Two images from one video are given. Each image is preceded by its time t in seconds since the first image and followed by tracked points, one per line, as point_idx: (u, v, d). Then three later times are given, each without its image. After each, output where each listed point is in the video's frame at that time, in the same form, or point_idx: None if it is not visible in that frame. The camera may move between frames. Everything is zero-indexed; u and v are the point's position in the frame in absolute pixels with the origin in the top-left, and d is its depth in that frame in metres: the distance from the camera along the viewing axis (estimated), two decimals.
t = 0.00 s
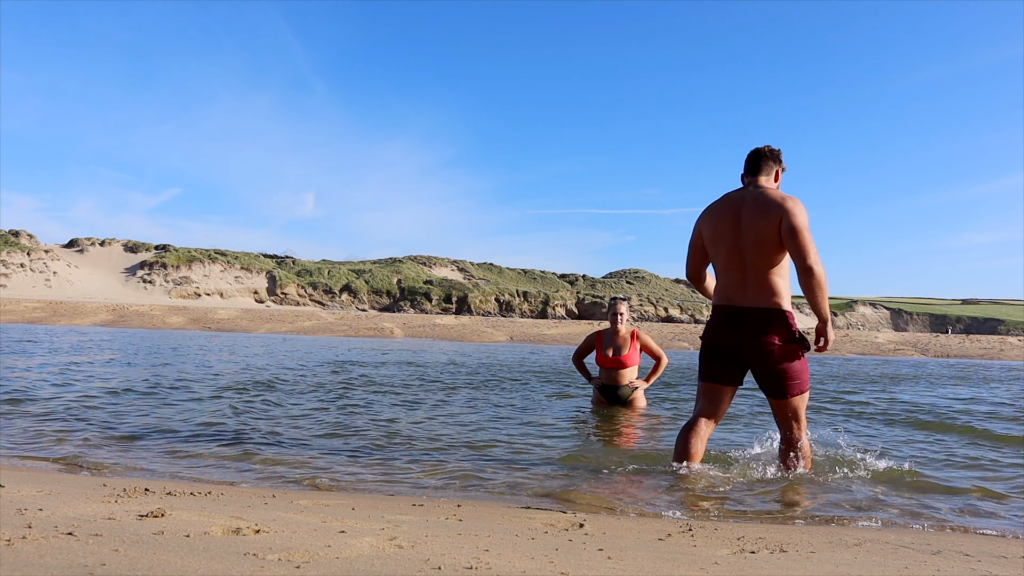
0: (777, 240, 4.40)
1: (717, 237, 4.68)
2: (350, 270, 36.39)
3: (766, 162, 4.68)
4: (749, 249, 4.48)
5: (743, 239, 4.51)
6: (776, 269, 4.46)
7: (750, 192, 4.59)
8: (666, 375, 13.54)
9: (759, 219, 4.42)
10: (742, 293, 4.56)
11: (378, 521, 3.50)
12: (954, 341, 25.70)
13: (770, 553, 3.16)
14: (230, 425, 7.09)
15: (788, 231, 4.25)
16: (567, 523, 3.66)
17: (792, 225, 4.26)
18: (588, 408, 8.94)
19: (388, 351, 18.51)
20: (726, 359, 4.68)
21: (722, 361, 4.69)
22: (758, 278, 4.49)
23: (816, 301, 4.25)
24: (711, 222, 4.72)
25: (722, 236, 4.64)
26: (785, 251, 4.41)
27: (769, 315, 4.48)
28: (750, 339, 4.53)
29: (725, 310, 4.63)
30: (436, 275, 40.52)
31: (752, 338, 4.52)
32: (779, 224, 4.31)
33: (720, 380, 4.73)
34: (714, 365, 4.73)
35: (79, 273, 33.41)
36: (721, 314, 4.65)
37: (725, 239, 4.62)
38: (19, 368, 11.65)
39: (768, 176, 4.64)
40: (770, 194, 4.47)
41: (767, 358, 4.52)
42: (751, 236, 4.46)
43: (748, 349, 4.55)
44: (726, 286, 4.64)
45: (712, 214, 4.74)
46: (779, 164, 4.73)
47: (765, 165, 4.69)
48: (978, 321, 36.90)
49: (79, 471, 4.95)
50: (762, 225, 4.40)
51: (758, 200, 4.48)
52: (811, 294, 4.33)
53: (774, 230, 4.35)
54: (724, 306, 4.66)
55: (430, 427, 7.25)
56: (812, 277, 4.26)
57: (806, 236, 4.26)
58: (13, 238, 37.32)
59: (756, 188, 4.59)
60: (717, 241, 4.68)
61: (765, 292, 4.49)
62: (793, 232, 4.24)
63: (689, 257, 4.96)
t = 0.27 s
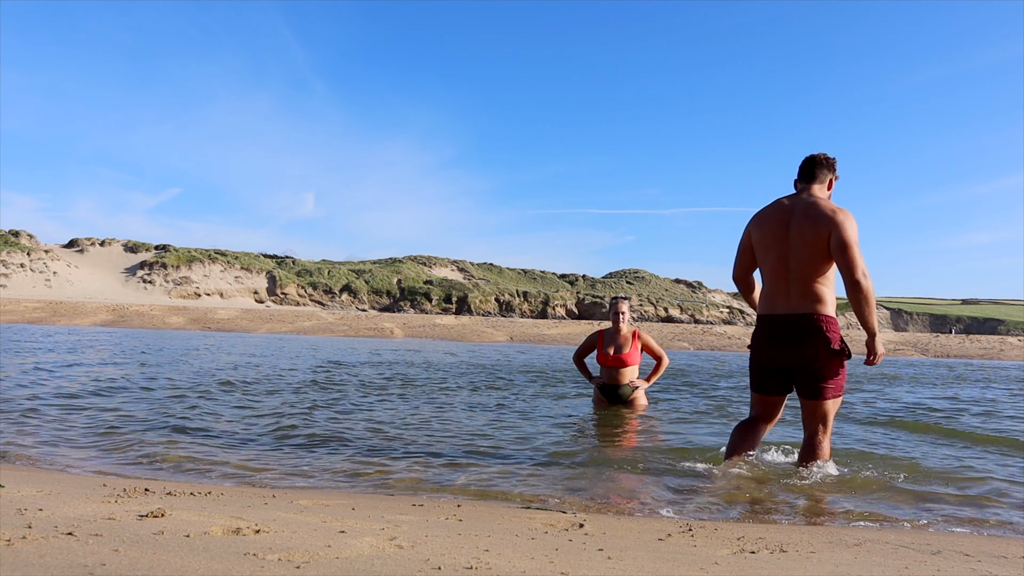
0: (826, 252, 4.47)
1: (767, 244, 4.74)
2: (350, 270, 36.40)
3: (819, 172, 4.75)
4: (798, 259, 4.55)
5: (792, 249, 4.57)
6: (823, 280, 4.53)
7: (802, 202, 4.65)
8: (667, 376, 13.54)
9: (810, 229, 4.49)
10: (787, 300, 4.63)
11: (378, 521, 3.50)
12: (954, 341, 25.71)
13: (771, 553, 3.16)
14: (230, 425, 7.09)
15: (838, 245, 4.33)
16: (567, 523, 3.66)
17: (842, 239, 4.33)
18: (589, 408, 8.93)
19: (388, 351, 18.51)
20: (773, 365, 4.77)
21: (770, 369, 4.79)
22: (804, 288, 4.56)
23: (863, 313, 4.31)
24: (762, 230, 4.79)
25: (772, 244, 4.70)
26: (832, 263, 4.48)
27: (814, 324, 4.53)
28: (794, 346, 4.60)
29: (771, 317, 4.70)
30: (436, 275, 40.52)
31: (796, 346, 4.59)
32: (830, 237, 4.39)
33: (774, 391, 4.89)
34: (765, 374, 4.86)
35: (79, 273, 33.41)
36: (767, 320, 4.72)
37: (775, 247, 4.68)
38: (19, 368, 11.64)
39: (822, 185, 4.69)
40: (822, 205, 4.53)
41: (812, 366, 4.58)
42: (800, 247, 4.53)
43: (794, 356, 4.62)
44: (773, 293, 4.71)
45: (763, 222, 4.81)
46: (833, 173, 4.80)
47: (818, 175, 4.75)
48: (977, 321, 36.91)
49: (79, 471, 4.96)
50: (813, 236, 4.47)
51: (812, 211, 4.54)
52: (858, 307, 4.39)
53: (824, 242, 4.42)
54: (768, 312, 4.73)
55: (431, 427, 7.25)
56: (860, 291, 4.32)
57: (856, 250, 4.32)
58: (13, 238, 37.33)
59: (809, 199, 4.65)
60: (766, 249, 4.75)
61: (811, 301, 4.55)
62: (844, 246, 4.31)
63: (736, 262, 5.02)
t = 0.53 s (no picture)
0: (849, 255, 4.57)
1: (792, 248, 4.87)
2: (350, 270, 36.40)
3: (843, 178, 4.85)
4: (821, 261, 4.66)
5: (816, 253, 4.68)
6: (846, 282, 4.63)
7: (826, 207, 4.76)
8: (667, 376, 13.53)
9: (832, 233, 4.60)
10: (810, 301, 4.74)
11: (378, 521, 3.50)
12: (954, 341, 25.71)
13: (770, 553, 3.16)
14: (231, 425, 7.09)
15: (860, 249, 4.43)
16: (567, 523, 3.66)
17: (864, 243, 4.43)
18: (588, 408, 8.93)
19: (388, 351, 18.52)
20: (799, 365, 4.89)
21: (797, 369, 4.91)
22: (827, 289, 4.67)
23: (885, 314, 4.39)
24: (787, 234, 4.92)
25: (796, 248, 4.83)
26: (855, 265, 4.58)
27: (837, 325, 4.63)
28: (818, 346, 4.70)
29: (795, 318, 4.82)
30: (436, 275, 40.51)
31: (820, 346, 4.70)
32: (852, 241, 4.49)
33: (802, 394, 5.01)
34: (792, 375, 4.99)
35: (79, 273, 33.41)
36: (792, 321, 4.85)
37: (799, 250, 4.80)
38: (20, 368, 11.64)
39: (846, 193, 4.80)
40: (846, 210, 4.63)
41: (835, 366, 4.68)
42: (823, 250, 4.64)
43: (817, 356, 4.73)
44: (798, 295, 4.83)
45: (787, 226, 4.94)
46: (857, 178, 4.90)
47: (843, 181, 4.86)
48: (977, 321, 36.92)
49: (79, 471, 4.96)
50: (835, 240, 4.58)
51: (835, 215, 4.65)
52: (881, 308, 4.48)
53: (847, 246, 4.52)
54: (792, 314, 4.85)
55: (432, 427, 7.25)
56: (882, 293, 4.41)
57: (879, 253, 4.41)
58: (13, 238, 37.33)
59: (832, 204, 4.75)
60: (790, 252, 4.88)
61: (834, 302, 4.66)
62: (866, 249, 4.41)
63: (760, 264, 5.15)
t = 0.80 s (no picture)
0: (863, 264, 4.55)
1: (807, 257, 4.87)
2: (350, 270, 36.42)
3: (858, 186, 4.81)
4: (836, 270, 4.67)
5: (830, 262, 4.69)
6: (861, 290, 4.63)
7: (839, 216, 4.75)
8: (667, 376, 13.53)
9: (847, 242, 4.59)
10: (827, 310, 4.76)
11: (378, 521, 3.50)
12: (954, 341, 25.71)
13: (770, 553, 3.16)
14: (231, 425, 7.09)
15: (874, 257, 4.42)
16: (567, 523, 3.66)
17: (878, 251, 4.41)
18: (589, 408, 8.94)
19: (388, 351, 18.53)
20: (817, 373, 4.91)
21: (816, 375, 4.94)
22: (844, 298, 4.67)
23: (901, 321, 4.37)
24: (803, 243, 4.92)
25: (811, 257, 4.83)
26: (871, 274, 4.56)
27: (854, 332, 4.63)
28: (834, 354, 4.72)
29: (813, 326, 4.83)
30: (436, 275, 40.52)
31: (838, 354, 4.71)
32: (865, 249, 4.48)
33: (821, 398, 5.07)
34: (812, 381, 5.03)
35: (80, 273, 33.42)
36: (809, 329, 4.86)
37: (814, 260, 4.81)
38: (19, 368, 11.64)
39: (860, 203, 4.78)
40: (859, 218, 4.62)
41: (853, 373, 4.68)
42: (838, 259, 4.65)
43: (835, 364, 4.74)
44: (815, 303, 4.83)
45: (803, 235, 4.94)
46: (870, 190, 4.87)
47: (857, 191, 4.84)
48: (978, 321, 36.93)
49: (79, 471, 4.96)
50: (849, 249, 4.57)
51: (849, 224, 4.64)
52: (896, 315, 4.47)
53: (860, 254, 4.51)
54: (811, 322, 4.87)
55: (431, 427, 7.26)
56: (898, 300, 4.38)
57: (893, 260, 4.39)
58: (13, 238, 37.34)
59: (846, 213, 4.74)
60: (807, 262, 4.87)
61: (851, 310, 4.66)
62: (879, 258, 4.40)
63: (776, 273, 5.16)
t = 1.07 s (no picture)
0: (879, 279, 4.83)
1: (826, 279, 5.16)
2: (350, 270, 36.41)
3: (864, 207, 5.12)
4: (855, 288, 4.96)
5: (848, 282, 4.98)
6: (881, 304, 4.91)
7: (851, 237, 5.06)
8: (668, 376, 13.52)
9: (862, 260, 4.88)
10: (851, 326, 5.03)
11: (378, 521, 3.50)
12: (954, 341, 25.69)
13: (770, 553, 3.16)
14: (231, 425, 7.09)
15: (886, 272, 4.71)
16: (567, 523, 3.66)
17: (891, 265, 4.70)
18: (590, 409, 8.94)
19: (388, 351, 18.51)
20: (847, 387, 5.19)
21: (846, 390, 5.21)
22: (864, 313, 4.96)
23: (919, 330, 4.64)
24: (821, 266, 5.21)
25: (829, 277, 5.13)
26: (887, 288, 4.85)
27: (878, 345, 4.92)
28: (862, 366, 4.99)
29: (839, 343, 5.11)
30: (436, 275, 40.49)
31: (866, 366, 4.98)
32: (878, 265, 4.77)
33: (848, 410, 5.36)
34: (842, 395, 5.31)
35: (79, 273, 33.41)
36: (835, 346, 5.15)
37: (833, 281, 5.10)
38: (20, 368, 11.64)
39: (869, 222, 5.08)
40: (869, 237, 4.92)
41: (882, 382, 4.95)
42: (855, 278, 4.94)
43: (864, 376, 5.01)
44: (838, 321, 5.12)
45: (820, 258, 5.24)
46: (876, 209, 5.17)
47: (865, 211, 5.13)
48: (978, 321, 36.90)
49: (79, 471, 4.95)
50: (864, 267, 4.87)
51: (860, 243, 4.94)
52: (915, 324, 4.74)
53: (874, 271, 4.81)
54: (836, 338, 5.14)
55: (432, 427, 7.26)
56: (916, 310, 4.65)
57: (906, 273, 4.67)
58: (13, 237, 37.33)
59: (857, 233, 5.05)
60: (825, 282, 5.17)
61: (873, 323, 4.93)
62: (892, 271, 4.68)
63: (799, 296, 5.44)
